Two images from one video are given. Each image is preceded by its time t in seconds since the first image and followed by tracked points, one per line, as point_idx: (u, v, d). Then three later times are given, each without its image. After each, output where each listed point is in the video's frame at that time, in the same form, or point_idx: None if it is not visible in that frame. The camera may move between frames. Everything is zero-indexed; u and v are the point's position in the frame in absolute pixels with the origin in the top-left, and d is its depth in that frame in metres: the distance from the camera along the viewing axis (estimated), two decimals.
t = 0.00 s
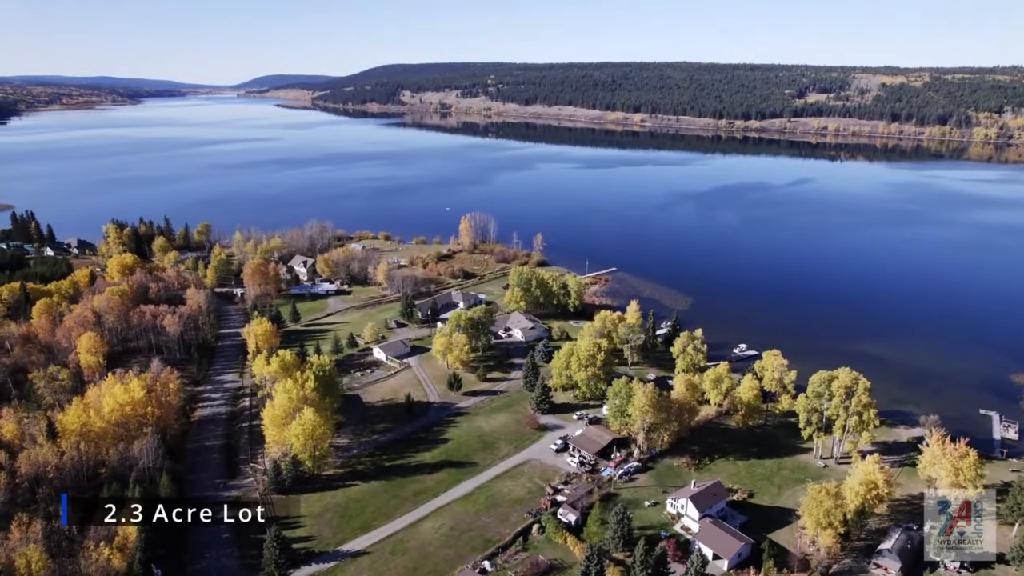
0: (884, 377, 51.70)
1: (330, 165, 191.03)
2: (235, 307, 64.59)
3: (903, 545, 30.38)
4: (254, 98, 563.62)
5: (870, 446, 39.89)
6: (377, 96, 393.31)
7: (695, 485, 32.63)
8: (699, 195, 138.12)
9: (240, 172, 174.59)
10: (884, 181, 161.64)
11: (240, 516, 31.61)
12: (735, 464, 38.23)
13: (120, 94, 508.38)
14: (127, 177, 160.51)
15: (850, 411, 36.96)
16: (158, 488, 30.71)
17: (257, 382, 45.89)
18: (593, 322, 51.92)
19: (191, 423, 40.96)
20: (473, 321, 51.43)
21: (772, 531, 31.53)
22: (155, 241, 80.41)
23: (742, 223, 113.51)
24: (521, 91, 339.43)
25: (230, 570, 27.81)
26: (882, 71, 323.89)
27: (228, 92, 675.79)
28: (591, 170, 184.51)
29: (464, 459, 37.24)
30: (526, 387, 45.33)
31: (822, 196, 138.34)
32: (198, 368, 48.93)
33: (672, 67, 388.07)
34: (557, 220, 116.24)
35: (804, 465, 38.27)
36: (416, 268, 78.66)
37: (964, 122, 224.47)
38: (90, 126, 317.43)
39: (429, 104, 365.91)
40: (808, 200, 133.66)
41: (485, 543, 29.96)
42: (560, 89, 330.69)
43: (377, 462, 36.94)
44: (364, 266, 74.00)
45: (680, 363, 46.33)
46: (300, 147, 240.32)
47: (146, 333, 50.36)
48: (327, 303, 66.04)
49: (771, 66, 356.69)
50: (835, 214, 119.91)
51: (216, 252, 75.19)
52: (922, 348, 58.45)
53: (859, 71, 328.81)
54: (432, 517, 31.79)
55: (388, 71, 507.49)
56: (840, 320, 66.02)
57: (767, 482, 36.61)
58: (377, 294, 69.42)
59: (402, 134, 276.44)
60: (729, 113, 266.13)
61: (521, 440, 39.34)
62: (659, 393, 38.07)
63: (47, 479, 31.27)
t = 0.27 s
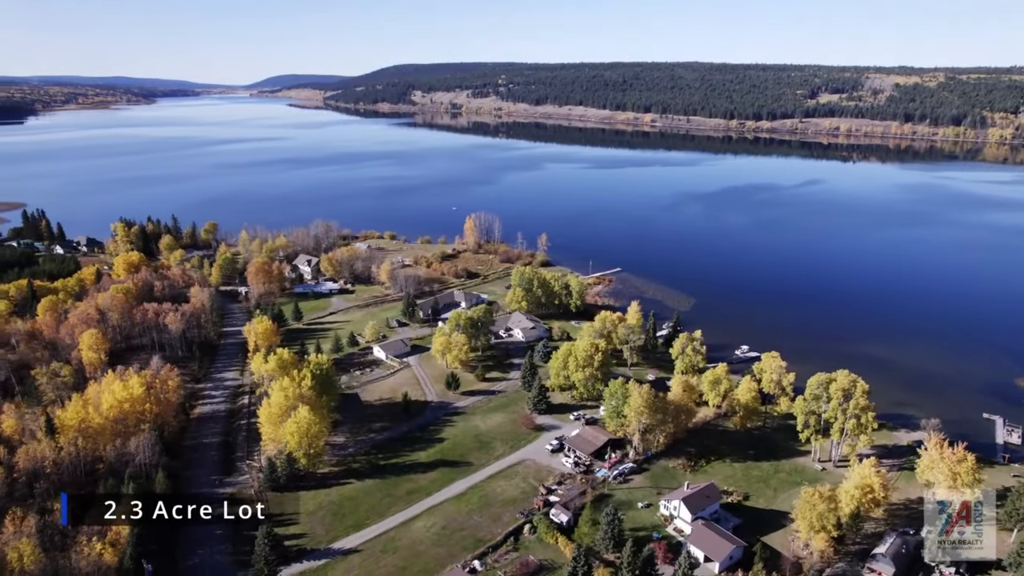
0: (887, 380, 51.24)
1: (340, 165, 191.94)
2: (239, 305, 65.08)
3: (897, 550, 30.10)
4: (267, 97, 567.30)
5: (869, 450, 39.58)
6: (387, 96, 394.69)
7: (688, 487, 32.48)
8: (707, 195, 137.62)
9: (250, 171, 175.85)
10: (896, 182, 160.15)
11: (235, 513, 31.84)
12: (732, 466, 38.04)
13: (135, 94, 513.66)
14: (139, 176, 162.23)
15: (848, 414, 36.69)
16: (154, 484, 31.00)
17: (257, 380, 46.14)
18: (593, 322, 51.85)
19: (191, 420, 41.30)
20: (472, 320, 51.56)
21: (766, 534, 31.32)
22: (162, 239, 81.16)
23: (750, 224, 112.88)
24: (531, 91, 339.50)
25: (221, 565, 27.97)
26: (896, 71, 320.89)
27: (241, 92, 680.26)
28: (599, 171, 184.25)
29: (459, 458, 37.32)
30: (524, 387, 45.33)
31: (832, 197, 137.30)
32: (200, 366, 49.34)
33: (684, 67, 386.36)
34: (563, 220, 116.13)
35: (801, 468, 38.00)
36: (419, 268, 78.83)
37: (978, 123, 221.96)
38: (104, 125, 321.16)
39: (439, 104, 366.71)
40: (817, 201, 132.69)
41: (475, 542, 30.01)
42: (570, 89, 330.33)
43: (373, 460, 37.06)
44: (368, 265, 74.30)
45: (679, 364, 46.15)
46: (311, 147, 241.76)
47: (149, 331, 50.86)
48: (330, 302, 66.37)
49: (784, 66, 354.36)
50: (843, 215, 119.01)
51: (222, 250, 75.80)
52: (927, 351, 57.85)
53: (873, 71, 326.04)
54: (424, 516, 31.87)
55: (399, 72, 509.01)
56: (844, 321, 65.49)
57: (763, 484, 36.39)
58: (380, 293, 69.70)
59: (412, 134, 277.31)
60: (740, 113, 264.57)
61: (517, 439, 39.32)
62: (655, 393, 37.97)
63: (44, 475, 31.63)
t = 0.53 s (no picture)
0: (890, 383, 50.70)
1: (349, 164, 192.80)
2: (243, 304, 65.58)
3: (892, 554, 29.80)
4: (279, 97, 570.52)
5: (868, 453, 39.24)
6: (398, 95, 395.91)
7: (682, 489, 32.39)
8: (715, 196, 136.94)
9: (260, 170, 177.14)
10: (907, 183, 158.61)
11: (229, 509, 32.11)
12: (728, 468, 37.83)
13: (149, 93, 518.49)
14: (151, 175, 163.91)
15: (845, 417, 36.39)
16: (149, 480, 31.30)
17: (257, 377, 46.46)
18: (593, 323, 51.73)
19: (190, 417, 41.63)
20: (472, 320, 51.59)
21: (759, 536, 31.12)
22: (169, 238, 81.96)
23: (757, 225, 112.21)
24: (541, 91, 339.22)
25: (213, 562, 28.16)
26: (910, 71, 317.82)
27: (254, 91, 684.63)
28: (608, 171, 183.88)
29: (454, 457, 37.37)
30: (522, 387, 45.31)
31: (842, 199, 136.08)
32: (201, 363, 49.74)
33: (695, 67, 384.59)
34: (570, 220, 116.00)
35: (799, 471, 37.73)
36: (424, 267, 79.03)
37: (993, 124, 219.27)
38: (119, 125, 324.87)
39: (450, 104, 367.32)
40: (826, 202, 131.63)
41: (466, 541, 30.04)
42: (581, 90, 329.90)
43: (368, 458, 37.20)
44: (372, 264, 74.59)
45: (678, 365, 45.95)
46: (321, 146, 243.18)
47: (152, 328, 51.35)
48: (333, 300, 66.68)
49: (796, 66, 351.78)
50: (853, 217, 117.97)
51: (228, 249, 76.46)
52: (932, 353, 57.19)
53: (887, 71, 322.98)
54: (416, 515, 31.95)
55: (411, 71, 510.40)
56: (850, 323, 64.85)
57: (759, 486, 36.18)
58: (383, 292, 69.96)
59: (422, 134, 278.13)
60: (751, 113, 262.98)
61: (513, 439, 39.33)
62: (651, 395, 37.80)
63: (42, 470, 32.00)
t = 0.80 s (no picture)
0: (893, 386, 50.06)
1: (360, 164, 193.63)
2: (248, 302, 66.15)
3: (884, 560, 30.03)
4: (293, 96, 574.33)
5: (866, 457, 38.86)
6: (411, 96, 397.18)
7: (674, 491, 32.20)
8: (725, 197, 136.09)
9: (271, 170, 178.53)
10: (922, 184, 156.68)
11: (223, 505, 32.38)
12: (724, 471, 37.56)
13: (165, 93, 524.11)
14: (165, 174, 165.85)
15: (843, 420, 35.98)
16: (145, 475, 31.65)
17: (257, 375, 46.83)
18: (593, 323, 51.58)
19: (189, 414, 42.01)
20: (472, 320, 51.65)
21: (751, 540, 30.80)
22: (177, 236, 82.81)
23: (766, 226, 111.41)
24: (553, 91, 338.77)
25: (205, 556, 28.40)
26: (927, 71, 313.89)
27: (269, 91, 689.98)
28: (618, 171, 183.32)
29: (449, 456, 37.45)
30: (520, 387, 45.31)
31: (855, 200, 134.58)
32: (203, 361, 50.22)
33: (709, 67, 382.22)
34: (577, 220, 115.78)
35: (795, 475, 37.38)
36: (428, 267, 79.25)
37: (1011, 125, 215.98)
38: (136, 124, 329.15)
39: (462, 104, 367.89)
40: (837, 204, 130.28)
41: (456, 540, 30.08)
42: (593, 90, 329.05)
43: (363, 456, 37.37)
44: (376, 263, 74.92)
45: (676, 367, 45.73)
46: (333, 146, 244.55)
47: (155, 326, 51.91)
48: (336, 299, 67.00)
49: (811, 67, 348.65)
50: (864, 218, 116.72)
51: (234, 248, 77.14)
52: (939, 357, 56.42)
53: (904, 71, 319.16)
54: (408, 513, 32.03)
55: (424, 71, 511.80)
56: (855, 325, 64.15)
57: (754, 489, 35.89)
58: (387, 291, 70.26)
59: (434, 134, 278.86)
60: (765, 114, 260.92)
61: (509, 439, 39.33)
62: (646, 396, 37.62)
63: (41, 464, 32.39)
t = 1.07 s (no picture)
0: (895, 389, 49.59)
1: (369, 163, 194.28)
2: (252, 300, 66.63)
3: (878, 564, 29.65)
4: (305, 96, 577.33)
5: (865, 460, 38.53)
6: (422, 95, 398.10)
7: (667, 492, 32.08)
8: (733, 197, 135.44)
9: (281, 169, 179.50)
10: (934, 186, 155.05)
11: (218, 502, 32.61)
12: (720, 472, 37.38)
13: (179, 93, 528.54)
14: (176, 173, 167.33)
15: (840, 424, 35.68)
16: (140, 471, 31.95)
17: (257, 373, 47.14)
18: (593, 324, 51.49)
19: (189, 411, 42.36)
20: (472, 320, 51.69)
21: (744, 542, 30.67)
22: (184, 235, 83.55)
23: (774, 227, 110.72)
24: (564, 91, 338.27)
25: (198, 552, 28.62)
26: (942, 71, 310.49)
27: (281, 91, 693.89)
28: (627, 171, 182.83)
29: (444, 455, 37.51)
30: (518, 387, 45.30)
31: (865, 201, 133.35)
32: (205, 358, 50.61)
33: (720, 67, 380.15)
34: (584, 220, 115.62)
35: (792, 477, 37.14)
36: (432, 266, 79.44)
37: None
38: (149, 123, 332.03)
39: (472, 104, 368.27)
40: (847, 205, 129.08)
41: (447, 539, 30.12)
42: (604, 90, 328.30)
43: (358, 455, 37.52)
44: (380, 262, 75.18)
45: (675, 368, 45.56)
46: (343, 145, 245.59)
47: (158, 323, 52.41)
48: (339, 298, 67.31)
49: (824, 67, 345.86)
50: (874, 220, 115.69)
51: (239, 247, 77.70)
52: (943, 359, 55.79)
53: (919, 71, 315.85)
54: (400, 512, 32.13)
55: (435, 71, 512.74)
56: (859, 327, 63.58)
57: (750, 492, 35.67)
58: (390, 290, 70.47)
59: (443, 134, 279.47)
60: (776, 114, 259.16)
61: (504, 439, 39.34)
62: (642, 397, 37.51)
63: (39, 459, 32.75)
